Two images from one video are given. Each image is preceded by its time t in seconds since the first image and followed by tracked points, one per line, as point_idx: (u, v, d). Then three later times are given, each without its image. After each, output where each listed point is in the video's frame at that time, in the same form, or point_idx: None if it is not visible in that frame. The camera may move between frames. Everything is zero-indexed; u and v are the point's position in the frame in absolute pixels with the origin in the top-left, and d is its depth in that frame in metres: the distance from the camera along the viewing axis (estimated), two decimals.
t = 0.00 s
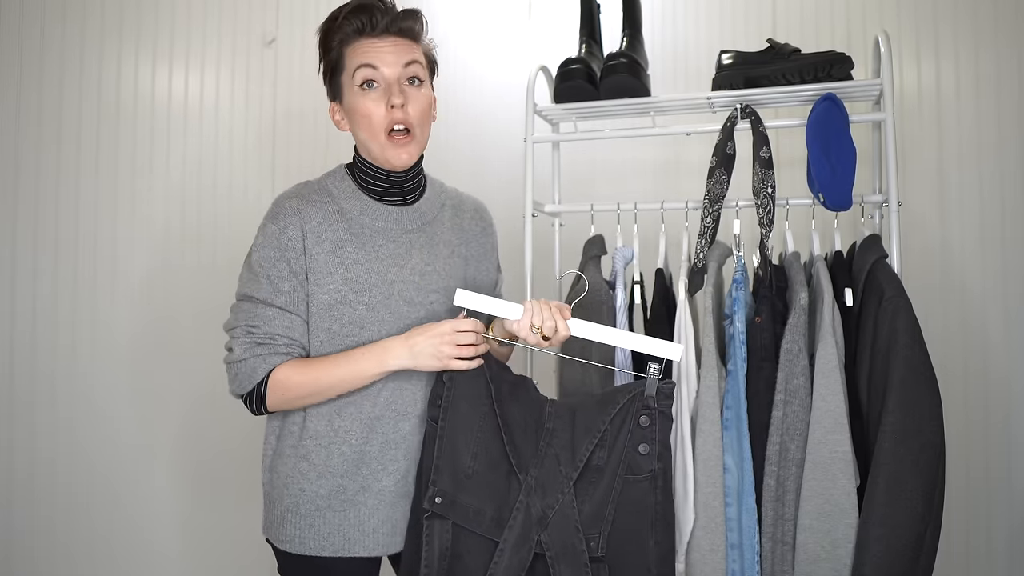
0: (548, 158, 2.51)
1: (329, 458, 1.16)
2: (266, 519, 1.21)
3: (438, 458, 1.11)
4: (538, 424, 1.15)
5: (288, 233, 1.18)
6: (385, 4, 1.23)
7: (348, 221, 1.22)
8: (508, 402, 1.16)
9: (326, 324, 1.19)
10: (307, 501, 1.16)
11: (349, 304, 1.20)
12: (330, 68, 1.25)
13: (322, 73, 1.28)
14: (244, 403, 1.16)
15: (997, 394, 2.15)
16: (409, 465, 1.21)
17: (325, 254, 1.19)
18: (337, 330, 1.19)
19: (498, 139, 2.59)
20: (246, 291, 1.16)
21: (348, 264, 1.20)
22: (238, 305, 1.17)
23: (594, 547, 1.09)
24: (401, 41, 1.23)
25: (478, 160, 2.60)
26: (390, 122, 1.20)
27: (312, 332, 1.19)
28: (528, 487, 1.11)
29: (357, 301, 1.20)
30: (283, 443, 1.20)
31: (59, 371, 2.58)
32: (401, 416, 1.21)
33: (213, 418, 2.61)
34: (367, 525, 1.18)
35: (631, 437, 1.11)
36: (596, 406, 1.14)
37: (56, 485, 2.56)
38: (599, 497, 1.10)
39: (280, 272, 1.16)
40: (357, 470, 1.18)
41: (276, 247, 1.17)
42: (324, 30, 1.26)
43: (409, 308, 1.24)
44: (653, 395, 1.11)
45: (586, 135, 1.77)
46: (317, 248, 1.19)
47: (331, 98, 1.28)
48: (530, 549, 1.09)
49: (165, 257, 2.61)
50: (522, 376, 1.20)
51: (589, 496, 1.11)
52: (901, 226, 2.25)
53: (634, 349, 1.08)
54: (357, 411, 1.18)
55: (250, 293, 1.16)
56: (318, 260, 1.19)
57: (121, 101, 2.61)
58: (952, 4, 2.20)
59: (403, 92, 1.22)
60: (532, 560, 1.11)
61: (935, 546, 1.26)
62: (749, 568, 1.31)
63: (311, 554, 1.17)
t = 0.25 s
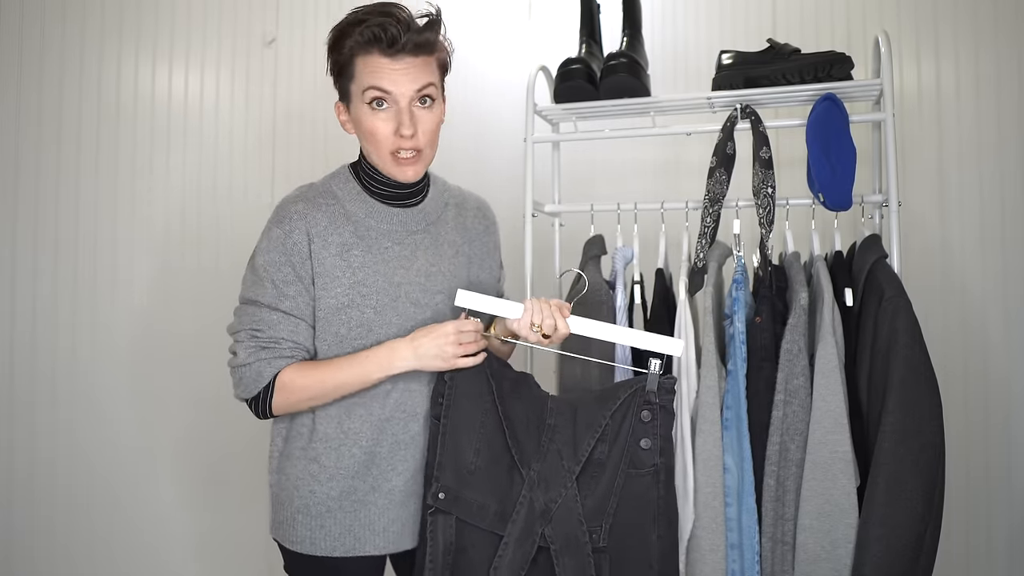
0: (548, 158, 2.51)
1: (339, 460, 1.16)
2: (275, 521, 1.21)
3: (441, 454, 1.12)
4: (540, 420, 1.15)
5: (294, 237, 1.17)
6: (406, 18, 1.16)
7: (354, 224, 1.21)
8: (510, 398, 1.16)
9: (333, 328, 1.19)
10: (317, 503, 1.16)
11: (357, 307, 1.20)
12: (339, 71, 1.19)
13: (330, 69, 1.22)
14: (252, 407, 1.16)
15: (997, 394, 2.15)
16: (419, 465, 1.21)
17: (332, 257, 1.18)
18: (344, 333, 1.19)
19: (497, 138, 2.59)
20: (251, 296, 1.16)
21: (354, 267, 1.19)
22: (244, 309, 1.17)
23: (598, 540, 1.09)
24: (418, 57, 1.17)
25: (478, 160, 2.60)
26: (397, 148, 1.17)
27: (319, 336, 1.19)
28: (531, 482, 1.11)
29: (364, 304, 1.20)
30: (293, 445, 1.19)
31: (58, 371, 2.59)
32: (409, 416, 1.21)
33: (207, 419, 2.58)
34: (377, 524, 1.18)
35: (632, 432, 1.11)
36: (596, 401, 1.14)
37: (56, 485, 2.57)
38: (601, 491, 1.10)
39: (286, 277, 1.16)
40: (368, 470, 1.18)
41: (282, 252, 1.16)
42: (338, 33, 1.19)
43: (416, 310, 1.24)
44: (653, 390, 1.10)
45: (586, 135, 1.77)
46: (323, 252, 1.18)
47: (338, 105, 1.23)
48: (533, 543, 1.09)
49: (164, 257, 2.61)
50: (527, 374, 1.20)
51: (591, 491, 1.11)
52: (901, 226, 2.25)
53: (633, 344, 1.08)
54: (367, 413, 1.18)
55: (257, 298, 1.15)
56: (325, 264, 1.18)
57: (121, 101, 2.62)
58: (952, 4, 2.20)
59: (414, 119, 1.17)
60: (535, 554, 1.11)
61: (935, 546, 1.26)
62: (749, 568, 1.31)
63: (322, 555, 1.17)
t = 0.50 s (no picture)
0: (548, 158, 2.51)
1: (346, 460, 1.16)
2: (280, 522, 1.20)
3: (444, 444, 1.17)
4: (542, 412, 1.18)
5: (297, 238, 1.17)
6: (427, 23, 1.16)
7: (355, 223, 1.21)
8: (514, 390, 1.20)
9: (340, 327, 1.19)
10: (324, 503, 1.15)
11: (362, 306, 1.20)
12: (350, 70, 1.17)
13: (337, 66, 1.20)
14: (263, 411, 1.15)
15: (997, 395, 2.15)
16: (424, 464, 1.22)
17: (336, 257, 1.19)
18: (351, 332, 1.20)
19: (497, 137, 2.59)
20: (258, 299, 1.15)
21: (359, 266, 1.20)
22: (247, 312, 1.17)
23: (597, 534, 1.11)
24: (434, 64, 1.17)
25: (478, 160, 2.60)
26: (407, 150, 1.17)
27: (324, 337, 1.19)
28: (532, 473, 1.14)
29: (369, 303, 1.21)
30: (298, 446, 1.19)
31: (58, 372, 2.59)
32: (415, 415, 1.21)
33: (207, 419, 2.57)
34: (384, 524, 1.18)
35: (634, 425, 1.12)
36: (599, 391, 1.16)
37: (56, 486, 2.57)
38: (601, 483, 1.12)
39: (292, 278, 1.16)
40: (374, 470, 1.18)
41: (287, 253, 1.16)
42: (356, 28, 1.17)
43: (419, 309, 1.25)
44: (654, 381, 1.13)
45: (586, 135, 1.77)
46: (327, 252, 1.18)
47: (344, 99, 1.21)
48: (532, 533, 1.12)
49: (164, 257, 2.61)
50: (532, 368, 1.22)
51: (591, 483, 1.13)
52: (901, 226, 2.25)
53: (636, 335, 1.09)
54: (374, 413, 1.18)
55: (263, 300, 1.15)
56: (329, 264, 1.18)
57: (121, 101, 2.62)
58: (952, 4, 2.20)
59: (427, 124, 1.18)
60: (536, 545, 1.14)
61: (935, 546, 1.26)
62: (749, 568, 1.30)
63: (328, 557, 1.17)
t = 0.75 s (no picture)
0: (548, 158, 2.51)
1: (346, 461, 1.16)
2: (280, 523, 1.20)
3: (455, 439, 1.20)
4: (548, 404, 1.19)
5: (283, 239, 1.16)
6: (460, 38, 1.19)
7: (346, 224, 1.21)
8: (523, 384, 1.22)
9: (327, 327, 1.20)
10: (325, 504, 1.15)
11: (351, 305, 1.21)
12: (373, 75, 1.15)
13: (352, 66, 1.16)
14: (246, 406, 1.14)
15: (997, 395, 2.15)
16: (424, 462, 1.22)
17: (325, 257, 1.18)
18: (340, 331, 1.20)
19: (498, 138, 2.59)
20: (242, 299, 1.15)
21: (348, 265, 1.20)
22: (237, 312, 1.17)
23: (605, 524, 1.12)
24: (456, 83, 1.20)
25: (479, 160, 2.60)
26: (427, 159, 1.18)
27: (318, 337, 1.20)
28: (542, 465, 1.15)
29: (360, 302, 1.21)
30: (296, 447, 1.18)
31: (59, 372, 2.59)
32: (414, 414, 1.20)
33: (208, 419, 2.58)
34: (385, 523, 1.18)
35: (639, 414, 1.15)
36: (601, 380, 1.18)
37: (56, 486, 2.57)
38: (608, 474, 1.14)
39: (277, 279, 1.15)
40: (375, 470, 1.17)
41: (272, 254, 1.15)
42: (387, 27, 1.15)
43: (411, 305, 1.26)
44: (659, 368, 1.15)
45: (586, 135, 1.77)
46: (316, 251, 1.18)
47: (357, 94, 1.17)
48: (542, 525, 1.14)
49: (164, 257, 2.61)
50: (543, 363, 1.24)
51: (598, 473, 1.14)
52: (901, 226, 2.25)
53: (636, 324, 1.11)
54: (372, 412, 1.18)
55: (247, 300, 1.14)
56: (318, 264, 1.18)
57: (121, 101, 2.62)
58: (952, 4, 2.20)
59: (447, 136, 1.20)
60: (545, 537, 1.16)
61: (935, 546, 1.26)
62: (749, 568, 1.30)
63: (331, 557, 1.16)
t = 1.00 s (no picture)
0: (548, 159, 2.51)
1: (341, 461, 1.16)
2: (277, 527, 1.19)
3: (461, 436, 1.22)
4: (550, 397, 1.20)
5: (273, 243, 1.15)
6: (450, 43, 1.17)
7: (335, 225, 1.20)
8: (525, 378, 1.23)
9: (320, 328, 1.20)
10: (321, 505, 1.15)
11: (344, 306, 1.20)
12: (361, 78, 1.14)
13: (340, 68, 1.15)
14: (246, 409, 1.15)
15: (997, 396, 2.15)
16: (420, 461, 1.21)
17: (316, 259, 1.18)
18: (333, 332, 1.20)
19: (498, 138, 2.59)
20: (234, 305, 1.15)
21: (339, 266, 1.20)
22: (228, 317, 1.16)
23: (610, 511, 1.13)
24: (444, 87, 1.18)
25: (479, 160, 2.60)
26: (414, 162, 1.17)
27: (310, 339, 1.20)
28: (546, 458, 1.17)
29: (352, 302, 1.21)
30: (291, 449, 1.18)
31: (59, 372, 2.59)
32: (409, 413, 1.20)
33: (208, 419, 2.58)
34: (382, 523, 1.18)
35: (638, 401, 1.14)
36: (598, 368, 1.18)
37: (56, 486, 2.57)
38: (610, 462, 1.14)
39: (268, 283, 1.15)
40: (370, 470, 1.17)
41: (262, 259, 1.15)
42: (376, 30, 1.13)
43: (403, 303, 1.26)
44: (654, 353, 1.14)
45: (586, 135, 1.77)
46: (306, 254, 1.17)
47: (345, 95, 1.16)
48: (550, 516, 1.16)
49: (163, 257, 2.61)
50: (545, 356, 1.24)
51: (600, 462, 1.15)
52: (901, 226, 2.25)
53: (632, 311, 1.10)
54: (367, 412, 1.17)
55: (238, 306, 1.14)
56: (309, 266, 1.18)
57: (121, 101, 2.62)
58: (952, 4, 2.20)
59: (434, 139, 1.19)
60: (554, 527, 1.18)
61: (935, 546, 1.26)
62: (749, 568, 1.31)
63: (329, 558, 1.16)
